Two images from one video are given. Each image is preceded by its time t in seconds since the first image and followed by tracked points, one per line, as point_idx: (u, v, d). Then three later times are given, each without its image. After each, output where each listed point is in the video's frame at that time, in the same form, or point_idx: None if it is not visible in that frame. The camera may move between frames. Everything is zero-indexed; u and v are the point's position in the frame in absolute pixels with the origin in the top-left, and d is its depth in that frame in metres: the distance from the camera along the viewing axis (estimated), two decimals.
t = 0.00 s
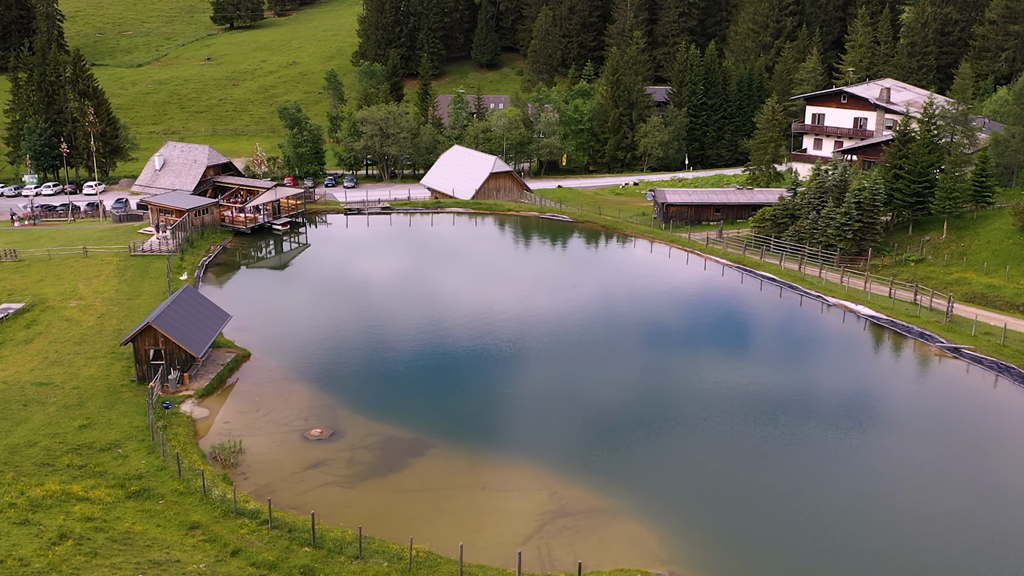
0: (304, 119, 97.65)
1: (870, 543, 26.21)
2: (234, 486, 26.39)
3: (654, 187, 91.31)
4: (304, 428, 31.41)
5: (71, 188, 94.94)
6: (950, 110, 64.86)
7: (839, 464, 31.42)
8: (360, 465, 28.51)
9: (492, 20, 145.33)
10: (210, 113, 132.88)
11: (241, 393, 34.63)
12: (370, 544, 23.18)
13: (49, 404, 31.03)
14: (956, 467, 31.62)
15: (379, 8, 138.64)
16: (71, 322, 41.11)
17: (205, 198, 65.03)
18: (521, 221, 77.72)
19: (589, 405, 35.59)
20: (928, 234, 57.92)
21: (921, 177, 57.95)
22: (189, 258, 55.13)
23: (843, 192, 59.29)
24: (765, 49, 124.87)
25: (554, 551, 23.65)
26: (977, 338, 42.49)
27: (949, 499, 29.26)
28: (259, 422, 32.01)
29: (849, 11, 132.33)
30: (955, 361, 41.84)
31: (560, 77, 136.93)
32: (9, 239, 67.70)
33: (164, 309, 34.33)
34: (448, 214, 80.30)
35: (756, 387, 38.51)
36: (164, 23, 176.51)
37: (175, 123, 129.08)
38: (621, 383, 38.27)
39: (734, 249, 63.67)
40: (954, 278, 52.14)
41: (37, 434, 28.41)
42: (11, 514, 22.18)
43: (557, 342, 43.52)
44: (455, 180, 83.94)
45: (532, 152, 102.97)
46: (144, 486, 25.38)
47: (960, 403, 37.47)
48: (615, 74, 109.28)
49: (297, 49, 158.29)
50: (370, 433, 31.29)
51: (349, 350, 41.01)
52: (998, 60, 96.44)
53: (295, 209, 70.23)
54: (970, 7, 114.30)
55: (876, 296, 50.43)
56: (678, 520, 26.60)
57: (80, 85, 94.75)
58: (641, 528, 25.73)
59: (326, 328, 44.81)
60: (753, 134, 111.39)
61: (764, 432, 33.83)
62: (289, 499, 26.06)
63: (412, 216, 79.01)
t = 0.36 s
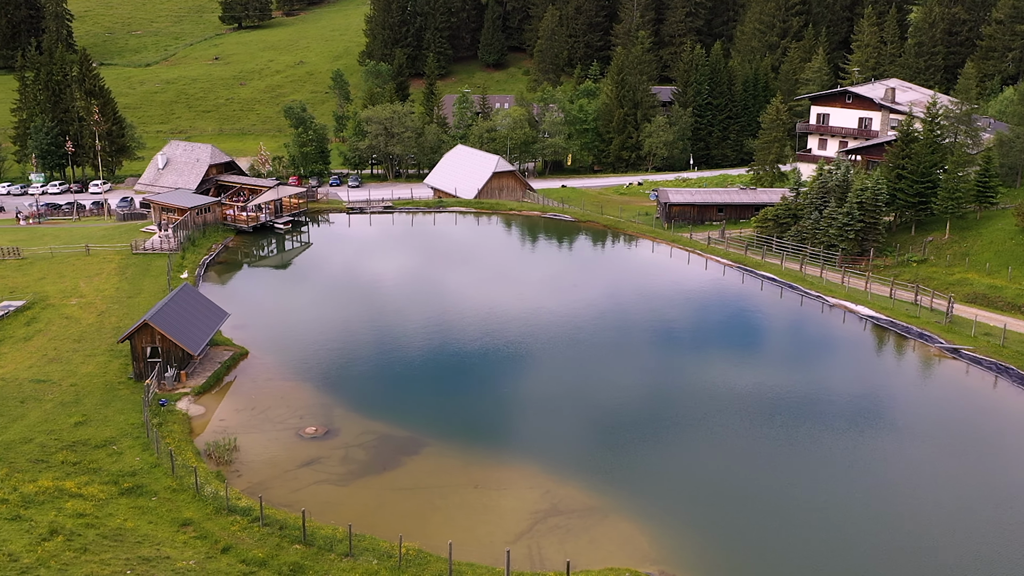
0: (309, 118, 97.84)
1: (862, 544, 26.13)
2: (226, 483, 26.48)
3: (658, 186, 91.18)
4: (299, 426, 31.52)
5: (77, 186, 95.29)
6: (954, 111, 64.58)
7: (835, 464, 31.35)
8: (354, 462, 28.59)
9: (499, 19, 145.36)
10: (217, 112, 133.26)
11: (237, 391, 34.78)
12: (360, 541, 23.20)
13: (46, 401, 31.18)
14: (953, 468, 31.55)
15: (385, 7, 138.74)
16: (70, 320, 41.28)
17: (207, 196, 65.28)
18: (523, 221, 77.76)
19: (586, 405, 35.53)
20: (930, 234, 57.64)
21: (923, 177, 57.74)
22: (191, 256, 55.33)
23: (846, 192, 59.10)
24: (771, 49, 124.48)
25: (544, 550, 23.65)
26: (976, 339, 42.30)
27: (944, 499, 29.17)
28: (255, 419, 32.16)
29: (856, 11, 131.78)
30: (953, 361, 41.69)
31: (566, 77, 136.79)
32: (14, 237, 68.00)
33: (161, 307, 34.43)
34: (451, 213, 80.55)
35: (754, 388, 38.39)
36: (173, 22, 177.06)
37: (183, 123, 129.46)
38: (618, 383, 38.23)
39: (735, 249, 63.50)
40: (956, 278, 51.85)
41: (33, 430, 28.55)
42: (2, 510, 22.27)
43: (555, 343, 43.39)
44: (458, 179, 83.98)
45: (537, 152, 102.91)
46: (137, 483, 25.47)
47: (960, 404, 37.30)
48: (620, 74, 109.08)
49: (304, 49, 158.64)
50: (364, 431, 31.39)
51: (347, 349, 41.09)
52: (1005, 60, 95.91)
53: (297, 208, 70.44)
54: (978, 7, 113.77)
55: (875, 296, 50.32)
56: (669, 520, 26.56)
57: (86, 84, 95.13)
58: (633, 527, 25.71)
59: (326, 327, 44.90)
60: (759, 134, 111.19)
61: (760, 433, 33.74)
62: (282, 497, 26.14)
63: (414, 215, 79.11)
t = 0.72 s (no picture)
0: (314, 117, 98.03)
1: (856, 544, 26.07)
2: (219, 480, 26.56)
3: (662, 186, 90.99)
4: (294, 424, 31.65)
5: (84, 185, 95.65)
6: (957, 111, 64.28)
7: (830, 464, 31.27)
8: (348, 460, 28.65)
9: (506, 19, 145.30)
10: (224, 112, 133.64)
11: (234, 389, 34.92)
12: (351, 539, 23.24)
13: (43, 398, 31.34)
14: (951, 468, 31.45)
15: (392, 7, 138.84)
16: (70, 317, 41.45)
17: (209, 195, 65.64)
18: (525, 220, 77.69)
19: (582, 405, 35.51)
20: (933, 235, 57.36)
21: (926, 177, 57.45)
22: (192, 255, 55.57)
23: (848, 192, 58.94)
24: (777, 49, 124.14)
25: (535, 549, 23.68)
26: (976, 340, 42.10)
27: (941, 500, 29.06)
28: (251, 417, 32.29)
29: (864, 11, 131.22)
30: (953, 362, 41.54)
31: (572, 77, 136.72)
32: (19, 235, 68.33)
33: (158, 305, 34.54)
34: (453, 212, 80.56)
35: (752, 388, 38.31)
36: (181, 22, 177.72)
37: (190, 122, 129.85)
38: (615, 383, 38.21)
39: (737, 248, 63.34)
40: (958, 279, 51.57)
41: (29, 427, 28.69)
42: None
43: (552, 343, 43.28)
44: (461, 178, 84.04)
45: (541, 151, 102.86)
46: (131, 480, 25.56)
47: (958, 405, 37.15)
48: (625, 74, 108.91)
49: (310, 48, 158.92)
50: (359, 429, 31.49)
51: (345, 348, 41.14)
52: (1012, 60, 95.37)
53: (299, 207, 70.70)
54: (986, 7, 113.22)
55: (875, 296, 50.25)
56: (661, 519, 26.54)
57: (93, 83, 95.45)
58: (624, 527, 25.71)
59: (325, 326, 45.04)
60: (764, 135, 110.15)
61: (755, 433, 33.71)
62: (276, 494, 26.24)
63: (416, 215, 79.21)
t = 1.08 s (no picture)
0: (319, 117, 98.16)
1: (849, 544, 26.03)
2: (213, 478, 26.65)
3: (666, 186, 90.80)
4: (290, 422, 31.76)
5: (90, 184, 95.98)
6: (961, 111, 63.97)
7: (826, 464, 31.19)
8: (342, 459, 28.75)
9: (512, 19, 145.24)
10: (231, 111, 133.97)
11: (231, 387, 35.07)
12: (342, 537, 23.29)
13: (41, 395, 31.50)
14: (945, 468, 31.38)
15: (399, 7, 138.91)
16: (71, 315, 41.64)
17: (212, 194, 65.95)
18: (527, 220, 77.67)
19: (578, 405, 35.53)
20: (936, 235, 57.11)
21: (929, 177, 57.25)
22: (193, 253, 55.80)
23: (850, 193, 58.75)
24: (784, 49, 123.73)
25: (526, 548, 23.71)
26: (976, 341, 41.92)
27: (936, 500, 28.96)
28: (246, 415, 32.41)
29: (872, 11, 130.56)
30: (951, 362, 41.38)
31: (579, 76, 136.52)
32: (24, 233, 68.65)
33: (156, 303, 34.74)
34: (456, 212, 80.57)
35: (749, 388, 38.24)
36: (190, 22, 178.27)
37: (197, 121, 130.22)
38: (612, 383, 38.19)
39: (739, 249, 63.15)
40: (960, 280, 51.31)
41: (26, 424, 28.85)
42: None
43: (550, 343, 43.25)
44: (465, 178, 84.06)
45: (546, 151, 102.79)
46: (125, 477, 25.65)
47: (957, 405, 36.98)
48: (630, 74, 108.65)
49: (317, 48, 159.24)
50: (354, 427, 31.59)
51: (343, 347, 41.25)
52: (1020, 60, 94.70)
53: (302, 206, 70.93)
54: (995, 7, 112.49)
55: (875, 297, 50.09)
56: (654, 518, 26.54)
57: (99, 82, 95.79)
58: (616, 526, 25.72)
59: (324, 325, 45.13)
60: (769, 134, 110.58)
61: (751, 433, 33.66)
62: (269, 492, 26.35)
63: (418, 214, 79.26)
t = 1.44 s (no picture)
0: (324, 116, 98.30)
1: (842, 545, 26.01)
2: (206, 475, 26.77)
3: (670, 186, 90.59)
4: (285, 420, 31.91)
5: (96, 183, 96.32)
6: (965, 111, 63.66)
7: (821, 464, 31.18)
8: (336, 457, 28.86)
9: (520, 19, 145.21)
10: (238, 111, 134.28)
11: (228, 385, 35.22)
12: (333, 535, 23.38)
13: (38, 392, 31.65)
14: (942, 469, 31.23)
15: (406, 7, 139.01)
16: (71, 313, 41.82)
17: (214, 193, 66.17)
18: (529, 219, 77.59)
19: (575, 404, 35.55)
20: (939, 236, 56.82)
21: (932, 178, 56.97)
22: (195, 252, 55.99)
23: (853, 193, 58.52)
24: (790, 48, 123.30)
25: (517, 547, 23.78)
26: (975, 342, 41.74)
27: (930, 500, 28.92)
28: (242, 413, 32.54)
29: (880, 10, 129.98)
30: (950, 363, 41.24)
31: (585, 76, 136.35)
32: (28, 231, 68.93)
33: (153, 301, 34.85)
34: (458, 212, 80.56)
35: (748, 388, 38.20)
36: (198, 22, 178.81)
37: (204, 121, 130.58)
38: (610, 383, 38.16)
39: (741, 249, 62.95)
40: (963, 280, 51.05)
41: (23, 420, 29.00)
42: None
43: (550, 342, 43.23)
44: (468, 177, 84.08)
45: (551, 151, 102.70)
46: (119, 474, 25.74)
47: (956, 406, 36.82)
48: (636, 74, 108.38)
49: (324, 48, 159.51)
50: (349, 426, 31.71)
51: (342, 346, 41.36)
52: None
53: (304, 205, 71.11)
54: (1004, 7, 111.83)
55: (876, 297, 49.92)
56: (646, 517, 26.56)
57: (106, 82, 96.13)
58: (607, 525, 25.77)
59: (325, 324, 45.24)
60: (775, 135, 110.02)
61: (748, 433, 33.61)
62: (262, 490, 26.47)
63: (421, 213, 79.37)
